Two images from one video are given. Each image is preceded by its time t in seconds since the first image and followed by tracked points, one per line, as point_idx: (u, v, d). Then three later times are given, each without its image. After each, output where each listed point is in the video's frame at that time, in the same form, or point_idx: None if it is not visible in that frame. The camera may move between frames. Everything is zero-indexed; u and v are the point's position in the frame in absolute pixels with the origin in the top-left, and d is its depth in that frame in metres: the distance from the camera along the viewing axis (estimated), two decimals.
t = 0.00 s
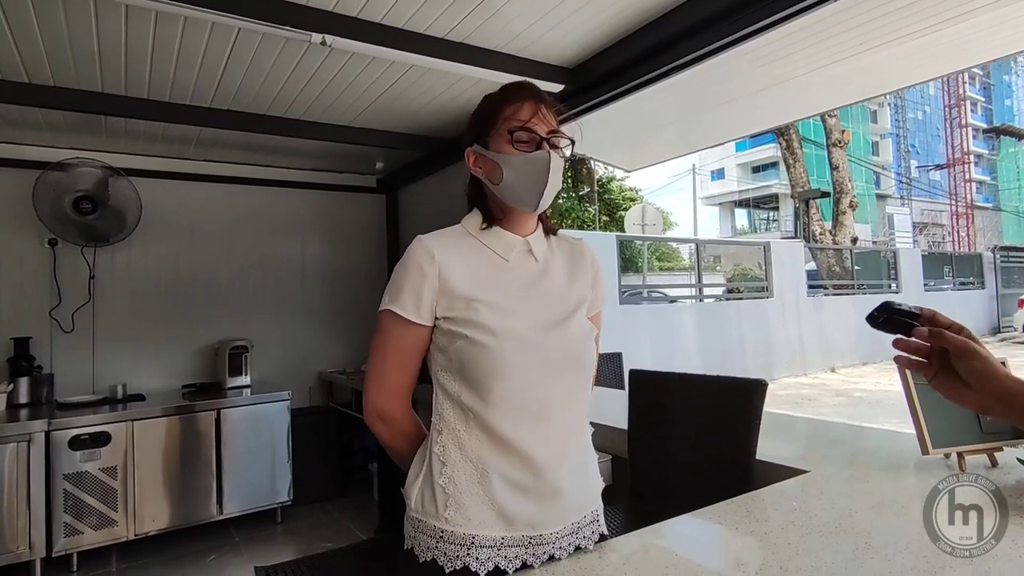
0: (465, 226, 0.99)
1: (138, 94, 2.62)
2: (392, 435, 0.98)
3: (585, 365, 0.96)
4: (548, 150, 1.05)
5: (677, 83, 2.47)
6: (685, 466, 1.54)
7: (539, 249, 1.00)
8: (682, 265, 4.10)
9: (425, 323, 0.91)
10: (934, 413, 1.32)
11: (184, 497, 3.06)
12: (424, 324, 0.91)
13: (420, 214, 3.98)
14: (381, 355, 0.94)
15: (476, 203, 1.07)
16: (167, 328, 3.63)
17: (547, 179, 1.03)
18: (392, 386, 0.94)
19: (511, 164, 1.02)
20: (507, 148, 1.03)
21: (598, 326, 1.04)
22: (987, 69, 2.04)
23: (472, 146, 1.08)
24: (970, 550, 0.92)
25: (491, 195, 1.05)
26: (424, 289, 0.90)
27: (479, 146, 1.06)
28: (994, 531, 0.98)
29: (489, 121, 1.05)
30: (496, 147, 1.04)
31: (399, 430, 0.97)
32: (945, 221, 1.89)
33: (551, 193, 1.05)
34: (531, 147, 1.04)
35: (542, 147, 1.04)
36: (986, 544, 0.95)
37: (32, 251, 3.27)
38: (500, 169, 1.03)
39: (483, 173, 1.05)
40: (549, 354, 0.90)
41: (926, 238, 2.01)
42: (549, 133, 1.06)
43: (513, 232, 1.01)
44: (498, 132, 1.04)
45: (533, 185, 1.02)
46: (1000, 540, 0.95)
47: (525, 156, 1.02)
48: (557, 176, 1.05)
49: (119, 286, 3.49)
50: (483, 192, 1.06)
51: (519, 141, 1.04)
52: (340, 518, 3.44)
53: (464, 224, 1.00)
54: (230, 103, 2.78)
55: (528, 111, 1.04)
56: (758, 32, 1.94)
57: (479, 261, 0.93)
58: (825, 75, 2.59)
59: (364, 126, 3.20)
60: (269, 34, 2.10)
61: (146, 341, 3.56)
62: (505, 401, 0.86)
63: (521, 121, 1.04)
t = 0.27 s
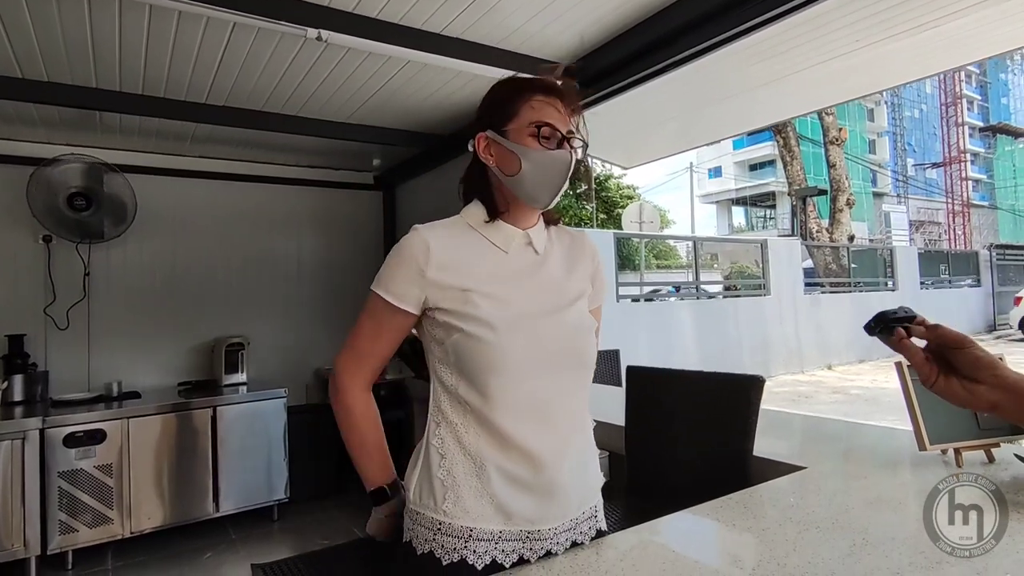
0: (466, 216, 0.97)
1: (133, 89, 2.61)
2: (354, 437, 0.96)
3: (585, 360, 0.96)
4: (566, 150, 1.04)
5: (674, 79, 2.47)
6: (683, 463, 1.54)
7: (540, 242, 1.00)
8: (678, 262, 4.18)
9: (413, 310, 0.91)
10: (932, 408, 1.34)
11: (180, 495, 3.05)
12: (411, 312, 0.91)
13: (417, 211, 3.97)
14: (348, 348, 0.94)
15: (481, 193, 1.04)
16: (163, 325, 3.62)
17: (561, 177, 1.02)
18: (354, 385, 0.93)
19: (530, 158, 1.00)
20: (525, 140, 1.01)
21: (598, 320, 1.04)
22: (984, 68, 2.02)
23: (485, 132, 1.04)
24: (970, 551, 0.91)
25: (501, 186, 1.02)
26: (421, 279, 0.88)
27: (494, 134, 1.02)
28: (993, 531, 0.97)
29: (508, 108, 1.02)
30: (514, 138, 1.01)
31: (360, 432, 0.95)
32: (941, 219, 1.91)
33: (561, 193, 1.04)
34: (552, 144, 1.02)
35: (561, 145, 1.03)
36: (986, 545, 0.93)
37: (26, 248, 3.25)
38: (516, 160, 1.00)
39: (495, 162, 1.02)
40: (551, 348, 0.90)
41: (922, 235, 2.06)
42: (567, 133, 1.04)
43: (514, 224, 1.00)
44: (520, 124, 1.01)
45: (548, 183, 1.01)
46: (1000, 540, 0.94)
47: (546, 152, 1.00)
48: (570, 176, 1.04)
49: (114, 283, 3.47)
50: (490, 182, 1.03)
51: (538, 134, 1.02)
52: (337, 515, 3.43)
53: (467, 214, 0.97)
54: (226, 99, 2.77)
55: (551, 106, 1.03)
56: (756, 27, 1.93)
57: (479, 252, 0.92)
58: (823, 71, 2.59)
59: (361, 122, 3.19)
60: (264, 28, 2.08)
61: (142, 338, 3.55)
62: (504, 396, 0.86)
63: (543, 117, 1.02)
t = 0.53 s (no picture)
0: (471, 213, 0.96)
1: (125, 84, 2.59)
2: (378, 415, 0.76)
3: (586, 357, 0.96)
4: (574, 149, 1.02)
5: (670, 78, 2.47)
6: (677, 459, 1.54)
7: (545, 238, 0.99)
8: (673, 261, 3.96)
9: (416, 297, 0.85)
10: (924, 407, 1.35)
11: (172, 492, 3.04)
12: (410, 300, 0.85)
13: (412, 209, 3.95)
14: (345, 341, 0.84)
15: (488, 187, 1.03)
16: (156, 322, 3.60)
17: (569, 176, 1.01)
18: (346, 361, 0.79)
19: (540, 156, 0.98)
20: (535, 137, 0.99)
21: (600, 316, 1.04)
22: (977, 69, 2.02)
23: (494, 127, 1.02)
24: (970, 549, 0.91)
25: (508, 182, 1.00)
26: (426, 270, 0.85)
27: (503, 129, 1.01)
28: (994, 531, 0.97)
29: (519, 103, 1.00)
30: (523, 134, 0.99)
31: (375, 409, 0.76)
32: (934, 221, 1.90)
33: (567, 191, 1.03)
34: (561, 142, 1.01)
35: (571, 144, 1.02)
36: (987, 544, 0.93)
37: (17, 244, 3.22)
38: (525, 157, 0.98)
39: (503, 158, 1.00)
40: (552, 344, 0.90)
41: (915, 236, 2.02)
42: (576, 131, 1.03)
43: (519, 221, 0.99)
44: (530, 120, 1.00)
45: (555, 181, 0.99)
46: (1000, 541, 0.94)
47: (556, 150, 0.99)
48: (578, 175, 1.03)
49: (106, 279, 3.45)
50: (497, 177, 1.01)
51: (548, 132, 1.00)
52: (330, 513, 3.43)
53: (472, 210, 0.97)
54: (219, 94, 2.75)
55: (562, 104, 1.01)
56: (751, 26, 1.94)
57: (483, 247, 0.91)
58: (818, 70, 2.59)
59: (355, 119, 3.18)
60: (258, 23, 2.07)
61: (134, 335, 3.53)
62: (506, 392, 0.86)
63: (554, 115, 1.00)
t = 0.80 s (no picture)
0: (481, 210, 0.95)
1: (116, 76, 2.56)
2: (592, 378, 0.66)
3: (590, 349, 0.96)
4: (583, 146, 0.99)
5: (664, 77, 2.47)
6: (671, 458, 1.54)
7: (553, 234, 0.99)
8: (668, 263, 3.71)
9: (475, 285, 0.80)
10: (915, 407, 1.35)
11: (162, 488, 3.02)
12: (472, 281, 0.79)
13: (406, 205, 3.94)
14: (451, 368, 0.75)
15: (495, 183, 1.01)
16: (146, 317, 3.57)
17: (577, 174, 0.99)
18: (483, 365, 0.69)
19: (547, 155, 0.95)
20: (542, 134, 0.96)
21: (606, 313, 1.05)
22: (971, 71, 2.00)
23: (501, 124, 1.00)
24: (971, 550, 0.90)
25: (514, 178, 0.99)
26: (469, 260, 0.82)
27: (511, 125, 0.97)
28: (993, 531, 0.97)
29: (527, 100, 0.96)
30: (530, 131, 0.96)
31: (573, 379, 0.65)
32: (925, 222, 1.88)
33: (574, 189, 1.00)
34: (569, 140, 0.97)
35: (579, 141, 0.98)
36: (989, 544, 0.93)
37: (5, 237, 3.19)
38: (532, 155, 0.96)
39: (511, 154, 0.97)
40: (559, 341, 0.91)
41: (907, 237, 1.99)
42: (586, 128, 0.99)
43: (529, 218, 0.99)
44: (537, 118, 0.96)
45: (561, 180, 0.97)
46: (1000, 541, 0.94)
47: (563, 149, 0.96)
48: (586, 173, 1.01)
49: (96, 274, 3.42)
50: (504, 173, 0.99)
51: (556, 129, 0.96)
52: (322, 510, 3.41)
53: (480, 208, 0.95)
54: (212, 88, 2.73)
55: (569, 100, 0.97)
56: (746, 26, 1.94)
57: (503, 242, 0.90)
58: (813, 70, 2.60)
59: (349, 114, 3.16)
60: (251, 16, 2.06)
61: (124, 330, 3.50)
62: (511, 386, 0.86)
63: (561, 112, 0.96)
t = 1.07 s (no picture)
0: (505, 205, 0.95)
1: (115, 69, 2.55)
2: (638, 374, 0.67)
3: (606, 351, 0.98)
4: (602, 140, 0.99)
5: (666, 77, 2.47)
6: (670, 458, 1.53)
7: (575, 231, 1.00)
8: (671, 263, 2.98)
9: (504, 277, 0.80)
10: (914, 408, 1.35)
11: (159, 483, 3.01)
12: (504, 272, 0.79)
13: (405, 202, 3.93)
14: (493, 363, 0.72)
15: (518, 180, 1.03)
16: (144, 311, 3.56)
17: (596, 170, 0.99)
18: (536, 359, 0.67)
19: (564, 150, 0.97)
20: (560, 130, 0.97)
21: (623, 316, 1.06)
22: (969, 75, 1.94)
23: (521, 122, 1.01)
24: (971, 550, 0.91)
25: (535, 174, 1.01)
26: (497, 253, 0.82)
27: (530, 124, 0.99)
28: (995, 532, 0.98)
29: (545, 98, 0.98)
30: (549, 128, 0.98)
31: (627, 372, 0.66)
32: (924, 224, 1.90)
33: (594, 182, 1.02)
34: (587, 135, 0.98)
35: (597, 136, 0.99)
36: (989, 543, 0.94)
37: (2, 229, 3.18)
38: (550, 151, 0.97)
39: (531, 152, 1.00)
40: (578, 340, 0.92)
41: (904, 240, 1.98)
42: (605, 123, 0.99)
43: (551, 216, 0.99)
44: (554, 115, 0.98)
45: (579, 173, 0.99)
46: (1000, 541, 0.95)
47: (581, 144, 0.97)
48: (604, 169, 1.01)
49: (93, 267, 3.41)
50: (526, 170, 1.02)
51: (573, 125, 0.97)
52: (318, 506, 3.41)
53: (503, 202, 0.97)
54: (212, 82, 2.72)
55: (586, 95, 0.98)
56: (749, 26, 1.94)
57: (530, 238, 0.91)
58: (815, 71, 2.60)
59: (349, 110, 3.15)
60: (253, 11, 2.05)
61: (121, 324, 3.49)
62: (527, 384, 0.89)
63: (578, 108, 0.98)
